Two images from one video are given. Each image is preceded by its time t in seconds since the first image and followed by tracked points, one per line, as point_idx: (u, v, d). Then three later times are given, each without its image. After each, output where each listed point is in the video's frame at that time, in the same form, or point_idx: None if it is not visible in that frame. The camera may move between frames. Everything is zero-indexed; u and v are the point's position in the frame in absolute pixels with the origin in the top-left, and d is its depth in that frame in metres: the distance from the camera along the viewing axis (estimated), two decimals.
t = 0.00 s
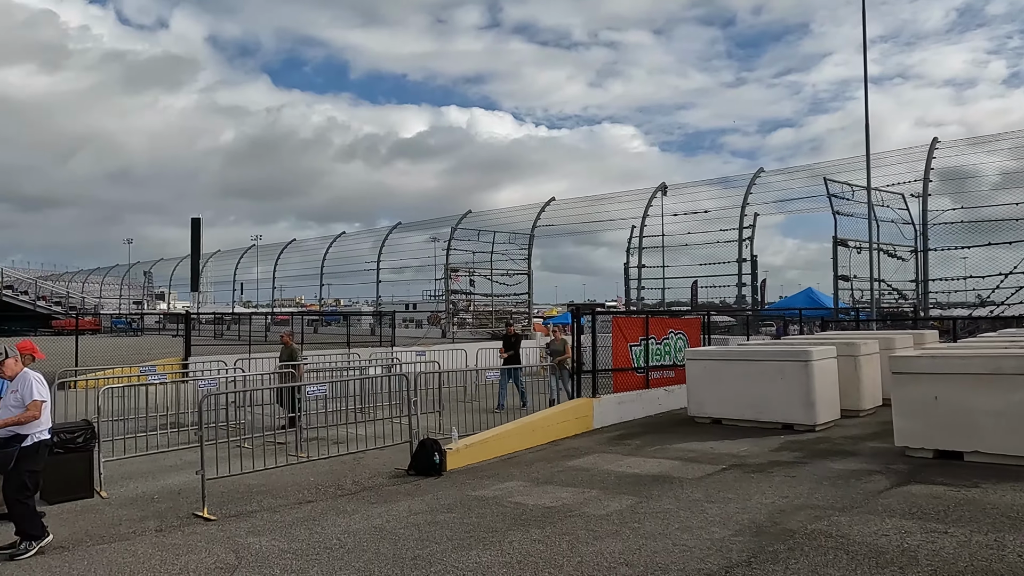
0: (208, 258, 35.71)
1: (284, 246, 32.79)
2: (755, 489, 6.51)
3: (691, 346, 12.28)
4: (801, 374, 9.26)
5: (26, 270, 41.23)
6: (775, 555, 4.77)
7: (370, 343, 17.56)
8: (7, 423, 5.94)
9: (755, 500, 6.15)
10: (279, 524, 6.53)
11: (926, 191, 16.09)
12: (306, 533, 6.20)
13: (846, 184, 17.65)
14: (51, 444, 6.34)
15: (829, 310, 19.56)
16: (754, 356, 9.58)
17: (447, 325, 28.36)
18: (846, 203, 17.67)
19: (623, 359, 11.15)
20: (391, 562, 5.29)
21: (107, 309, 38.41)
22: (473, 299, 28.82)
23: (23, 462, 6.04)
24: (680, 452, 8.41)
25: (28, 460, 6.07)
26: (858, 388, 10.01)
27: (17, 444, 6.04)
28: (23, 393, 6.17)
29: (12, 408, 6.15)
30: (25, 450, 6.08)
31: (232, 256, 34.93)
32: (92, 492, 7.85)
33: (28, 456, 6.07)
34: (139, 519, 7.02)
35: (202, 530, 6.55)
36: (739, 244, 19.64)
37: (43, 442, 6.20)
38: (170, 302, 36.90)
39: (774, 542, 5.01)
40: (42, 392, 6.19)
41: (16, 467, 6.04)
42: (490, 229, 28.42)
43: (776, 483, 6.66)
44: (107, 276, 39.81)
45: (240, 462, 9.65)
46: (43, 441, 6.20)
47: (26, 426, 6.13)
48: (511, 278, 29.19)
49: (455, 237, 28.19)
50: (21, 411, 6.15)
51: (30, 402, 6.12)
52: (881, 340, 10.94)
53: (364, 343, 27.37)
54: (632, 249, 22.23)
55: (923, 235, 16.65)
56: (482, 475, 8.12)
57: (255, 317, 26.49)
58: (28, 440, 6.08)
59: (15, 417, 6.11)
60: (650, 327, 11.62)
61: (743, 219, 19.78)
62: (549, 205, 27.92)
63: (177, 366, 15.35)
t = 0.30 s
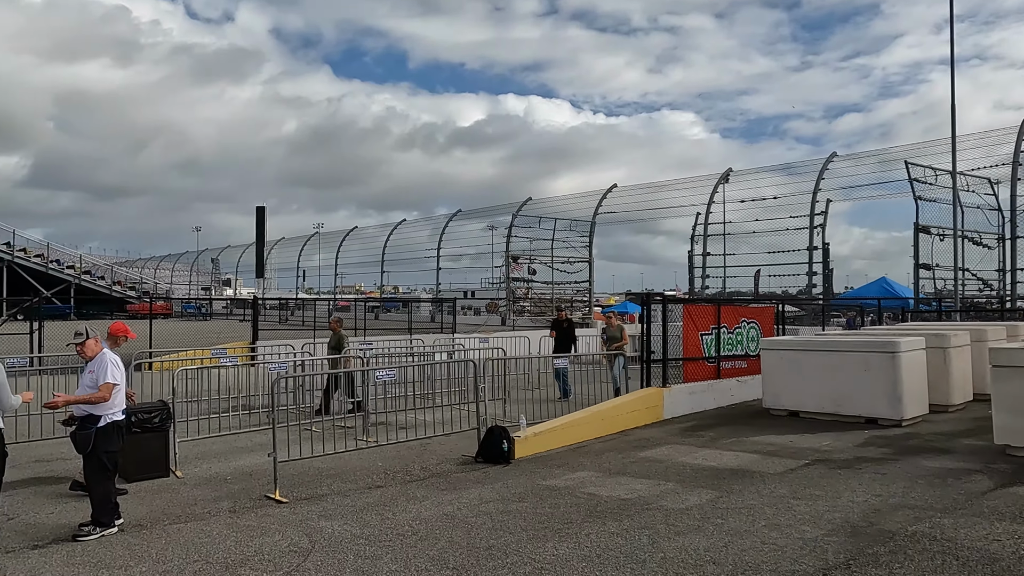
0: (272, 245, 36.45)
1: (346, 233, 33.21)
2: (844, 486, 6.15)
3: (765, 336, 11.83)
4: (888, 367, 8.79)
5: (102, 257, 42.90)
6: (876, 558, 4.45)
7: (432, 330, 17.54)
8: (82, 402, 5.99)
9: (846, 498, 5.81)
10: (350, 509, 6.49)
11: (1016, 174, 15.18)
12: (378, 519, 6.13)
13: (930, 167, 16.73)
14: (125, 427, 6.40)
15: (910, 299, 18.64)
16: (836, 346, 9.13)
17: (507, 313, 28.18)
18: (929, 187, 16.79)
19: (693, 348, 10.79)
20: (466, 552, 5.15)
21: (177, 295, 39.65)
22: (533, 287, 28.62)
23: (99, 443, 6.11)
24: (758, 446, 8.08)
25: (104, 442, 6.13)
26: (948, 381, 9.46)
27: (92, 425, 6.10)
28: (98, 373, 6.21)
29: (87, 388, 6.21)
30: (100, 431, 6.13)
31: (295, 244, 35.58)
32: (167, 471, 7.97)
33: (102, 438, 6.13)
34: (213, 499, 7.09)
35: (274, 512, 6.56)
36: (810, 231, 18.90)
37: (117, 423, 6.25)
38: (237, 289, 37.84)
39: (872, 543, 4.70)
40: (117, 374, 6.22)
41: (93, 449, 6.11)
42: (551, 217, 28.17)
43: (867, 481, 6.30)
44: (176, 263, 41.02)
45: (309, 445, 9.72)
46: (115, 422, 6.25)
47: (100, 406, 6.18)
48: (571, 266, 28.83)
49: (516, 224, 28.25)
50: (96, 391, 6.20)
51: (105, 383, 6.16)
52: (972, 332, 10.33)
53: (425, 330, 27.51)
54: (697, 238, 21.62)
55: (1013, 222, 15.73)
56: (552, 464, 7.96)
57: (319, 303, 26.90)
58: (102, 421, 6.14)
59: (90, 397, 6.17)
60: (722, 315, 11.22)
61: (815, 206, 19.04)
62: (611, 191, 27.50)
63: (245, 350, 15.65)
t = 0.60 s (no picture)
0: (331, 232, 36.89)
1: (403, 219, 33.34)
2: (938, 485, 5.73)
3: (839, 325, 11.26)
4: (979, 358, 8.24)
5: (168, 243, 44.14)
6: (986, 566, 4.08)
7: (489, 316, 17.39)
8: (145, 382, 5.97)
9: (942, 497, 5.40)
10: (413, 495, 6.36)
11: None
12: (442, 507, 5.98)
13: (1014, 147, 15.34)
14: (188, 408, 6.38)
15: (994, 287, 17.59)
16: (922, 336, 8.61)
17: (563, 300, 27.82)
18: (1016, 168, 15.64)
19: (763, 337, 10.32)
20: (534, 544, 4.93)
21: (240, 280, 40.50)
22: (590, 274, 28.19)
23: (163, 425, 6.10)
24: (836, 440, 7.66)
25: (167, 423, 6.12)
26: None
27: (156, 406, 6.08)
28: (162, 354, 6.19)
29: (151, 368, 6.20)
30: (163, 412, 6.12)
31: (353, 230, 35.91)
32: (231, 452, 7.98)
33: (165, 420, 6.11)
34: (276, 481, 7.05)
35: (336, 497, 6.47)
36: (882, 217, 17.98)
37: (180, 404, 6.23)
38: (296, 274, 38.46)
39: (979, 550, 4.32)
40: (179, 356, 6.18)
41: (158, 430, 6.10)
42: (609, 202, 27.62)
43: (962, 480, 5.86)
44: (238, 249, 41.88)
45: (369, 429, 9.66)
46: (178, 403, 6.22)
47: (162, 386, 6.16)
48: (630, 253, 28.30)
49: (572, 211, 27.84)
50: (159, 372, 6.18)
51: (167, 365, 6.12)
52: None
53: (480, 316, 27.43)
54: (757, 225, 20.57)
55: None
56: (618, 454, 7.70)
57: (376, 288, 27.09)
58: (165, 401, 6.12)
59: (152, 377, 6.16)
60: (793, 303, 10.70)
61: (888, 189, 18.15)
62: (671, 175, 26.81)
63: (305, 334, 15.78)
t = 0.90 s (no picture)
0: (385, 215, 37.11)
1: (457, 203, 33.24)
2: None
3: (917, 312, 10.64)
4: None
5: (229, 227, 45.07)
6: None
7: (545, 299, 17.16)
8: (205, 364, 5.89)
9: None
10: (474, 482, 6.19)
11: None
12: (504, 496, 5.79)
13: None
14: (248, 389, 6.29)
15: None
16: (1013, 324, 8.06)
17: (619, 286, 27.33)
18: None
19: (836, 325, 9.82)
20: (603, 538, 4.69)
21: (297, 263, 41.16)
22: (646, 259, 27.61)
23: (223, 405, 6.02)
24: (921, 434, 7.20)
25: (228, 405, 6.04)
26: None
27: (217, 386, 6.01)
28: (222, 335, 6.11)
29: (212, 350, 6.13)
30: (224, 393, 6.04)
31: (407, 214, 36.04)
32: (290, 433, 7.95)
33: (226, 400, 6.03)
34: (335, 464, 6.96)
35: (396, 482, 6.34)
36: (958, 201, 16.94)
37: (240, 385, 6.15)
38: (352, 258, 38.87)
39: None
40: (238, 337, 6.09)
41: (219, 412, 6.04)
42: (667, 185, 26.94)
43: None
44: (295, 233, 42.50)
45: (425, 413, 9.55)
46: (238, 384, 6.14)
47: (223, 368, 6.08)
48: (687, 236, 27.40)
49: (628, 194, 27.45)
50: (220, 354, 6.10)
51: (228, 347, 6.04)
52: None
53: (534, 301, 27.20)
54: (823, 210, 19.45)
55: None
56: (685, 445, 7.40)
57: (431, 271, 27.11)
58: (225, 382, 6.04)
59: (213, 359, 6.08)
60: (869, 289, 10.15)
61: (965, 171, 17.04)
62: (731, 158, 26.04)
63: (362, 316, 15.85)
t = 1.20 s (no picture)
0: (439, 203, 37.10)
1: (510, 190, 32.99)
2: None
3: (1006, 302, 9.94)
4: None
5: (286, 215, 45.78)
6: None
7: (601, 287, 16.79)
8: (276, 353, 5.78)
9: None
10: (538, 473, 5.95)
11: None
12: (571, 488, 5.54)
13: None
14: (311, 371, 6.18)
15: None
16: None
17: (676, 274, 26.73)
18: None
19: (918, 314, 9.24)
20: (680, 536, 4.41)
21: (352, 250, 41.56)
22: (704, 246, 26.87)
23: (288, 389, 5.93)
24: (1019, 432, 6.67)
25: (292, 388, 5.96)
26: None
27: (282, 369, 5.90)
28: (287, 318, 5.98)
29: (277, 335, 5.99)
30: (288, 376, 5.93)
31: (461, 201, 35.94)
32: (350, 419, 7.85)
33: (291, 384, 5.94)
34: (395, 451, 6.81)
35: (457, 471, 6.15)
36: None
37: (303, 368, 6.03)
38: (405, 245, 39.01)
39: None
40: (305, 321, 5.97)
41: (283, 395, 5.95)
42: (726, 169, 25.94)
43: None
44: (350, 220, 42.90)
45: (484, 400, 9.35)
46: (302, 367, 6.03)
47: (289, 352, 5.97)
48: (748, 223, 26.70)
49: (688, 178, 26.44)
50: (286, 339, 5.99)
51: (296, 333, 5.92)
52: None
53: (589, 288, 26.83)
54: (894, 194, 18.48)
55: None
56: (759, 438, 7.03)
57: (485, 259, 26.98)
58: (290, 365, 5.93)
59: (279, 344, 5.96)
60: (954, 276, 9.52)
61: None
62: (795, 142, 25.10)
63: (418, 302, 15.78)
